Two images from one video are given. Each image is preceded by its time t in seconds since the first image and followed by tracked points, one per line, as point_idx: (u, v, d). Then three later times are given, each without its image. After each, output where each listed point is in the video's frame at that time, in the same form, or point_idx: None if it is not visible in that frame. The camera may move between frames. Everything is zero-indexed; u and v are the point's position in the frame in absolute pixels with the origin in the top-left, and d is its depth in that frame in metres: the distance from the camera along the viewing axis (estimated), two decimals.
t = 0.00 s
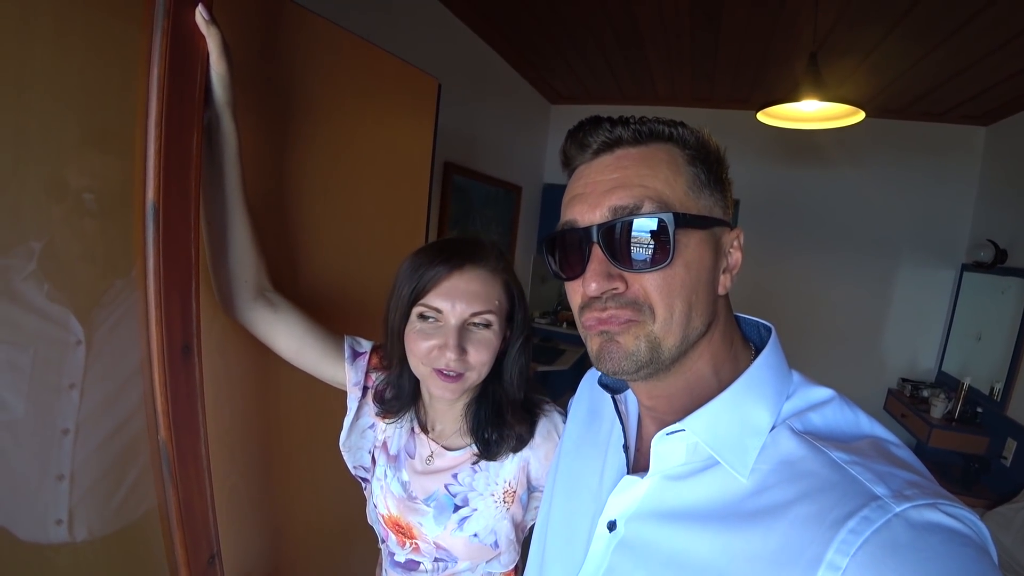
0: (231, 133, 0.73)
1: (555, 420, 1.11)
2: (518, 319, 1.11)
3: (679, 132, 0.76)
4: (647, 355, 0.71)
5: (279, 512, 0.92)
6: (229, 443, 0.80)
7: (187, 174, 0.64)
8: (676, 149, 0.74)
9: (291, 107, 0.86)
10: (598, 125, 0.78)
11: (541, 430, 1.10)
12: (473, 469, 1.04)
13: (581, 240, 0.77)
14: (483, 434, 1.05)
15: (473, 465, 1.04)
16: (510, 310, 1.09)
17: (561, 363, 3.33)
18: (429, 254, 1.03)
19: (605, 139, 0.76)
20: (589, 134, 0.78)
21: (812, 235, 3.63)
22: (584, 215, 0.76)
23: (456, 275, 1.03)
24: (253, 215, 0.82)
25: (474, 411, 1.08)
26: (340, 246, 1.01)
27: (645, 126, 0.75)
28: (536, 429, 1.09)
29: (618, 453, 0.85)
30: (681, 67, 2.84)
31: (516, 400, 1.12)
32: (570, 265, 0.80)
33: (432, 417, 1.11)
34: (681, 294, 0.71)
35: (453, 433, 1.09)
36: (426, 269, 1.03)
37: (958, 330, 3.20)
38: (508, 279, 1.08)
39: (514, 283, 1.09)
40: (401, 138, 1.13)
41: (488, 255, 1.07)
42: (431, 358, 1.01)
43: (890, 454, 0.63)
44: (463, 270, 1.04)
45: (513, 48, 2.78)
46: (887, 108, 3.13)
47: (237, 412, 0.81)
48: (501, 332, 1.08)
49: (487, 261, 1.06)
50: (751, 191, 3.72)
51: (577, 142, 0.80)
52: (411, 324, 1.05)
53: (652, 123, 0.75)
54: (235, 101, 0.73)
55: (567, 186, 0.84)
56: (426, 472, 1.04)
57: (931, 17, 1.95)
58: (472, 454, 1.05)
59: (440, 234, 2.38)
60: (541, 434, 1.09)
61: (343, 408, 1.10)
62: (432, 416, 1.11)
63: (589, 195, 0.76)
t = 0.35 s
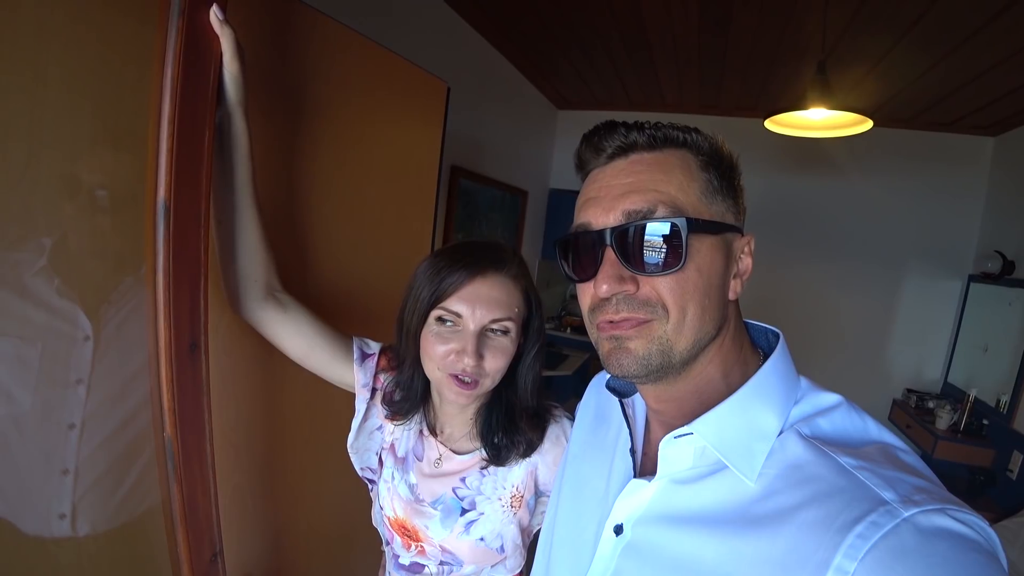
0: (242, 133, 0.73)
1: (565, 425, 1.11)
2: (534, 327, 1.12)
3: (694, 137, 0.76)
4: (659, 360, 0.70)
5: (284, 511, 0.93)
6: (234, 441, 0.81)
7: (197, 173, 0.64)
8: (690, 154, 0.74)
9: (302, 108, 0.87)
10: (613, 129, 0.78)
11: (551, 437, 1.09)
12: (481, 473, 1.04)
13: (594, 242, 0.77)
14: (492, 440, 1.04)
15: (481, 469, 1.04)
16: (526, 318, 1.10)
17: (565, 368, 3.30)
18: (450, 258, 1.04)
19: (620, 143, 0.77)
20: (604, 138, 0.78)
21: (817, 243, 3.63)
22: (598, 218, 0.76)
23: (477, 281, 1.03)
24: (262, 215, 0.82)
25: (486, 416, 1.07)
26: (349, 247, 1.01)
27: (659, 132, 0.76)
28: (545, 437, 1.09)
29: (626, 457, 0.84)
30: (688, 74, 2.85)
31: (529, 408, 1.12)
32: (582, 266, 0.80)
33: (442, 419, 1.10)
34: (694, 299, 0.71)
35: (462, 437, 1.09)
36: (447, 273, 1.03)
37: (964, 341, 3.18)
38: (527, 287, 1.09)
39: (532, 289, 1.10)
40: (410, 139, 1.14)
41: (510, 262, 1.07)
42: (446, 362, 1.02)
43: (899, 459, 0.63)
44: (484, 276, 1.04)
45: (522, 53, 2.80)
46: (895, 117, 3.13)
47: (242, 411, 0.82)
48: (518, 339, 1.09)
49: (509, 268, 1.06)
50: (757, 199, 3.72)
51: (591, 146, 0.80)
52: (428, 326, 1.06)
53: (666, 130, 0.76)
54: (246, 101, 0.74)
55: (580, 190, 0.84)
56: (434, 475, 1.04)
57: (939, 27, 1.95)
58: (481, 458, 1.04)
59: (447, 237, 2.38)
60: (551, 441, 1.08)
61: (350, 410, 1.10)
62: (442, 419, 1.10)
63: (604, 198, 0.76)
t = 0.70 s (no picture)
0: (245, 133, 0.73)
1: (569, 428, 1.11)
2: (539, 330, 1.12)
3: (700, 142, 0.76)
4: (667, 365, 0.70)
5: (286, 510, 0.93)
6: (236, 440, 0.81)
7: (200, 174, 0.64)
8: (696, 159, 0.74)
9: (306, 109, 0.87)
10: (619, 133, 0.77)
11: (555, 441, 1.09)
12: (484, 474, 1.04)
13: (601, 246, 0.76)
14: (496, 443, 1.04)
15: (484, 471, 1.04)
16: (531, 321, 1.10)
17: (567, 369, 3.28)
18: (457, 259, 1.04)
19: (626, 148, 0.76)
20: (610, 142, 0.78)
21: (821, 245, 3.61)
22: (604, 221, 0.76)
23: (483, 285, 1.03)
24: (265, 215, 0.82)
25: (490, 418, 1.08)
26: (353, 248, 1.01)
27: (665, 136, 0.75)
28: (549, 441, 1.09)
29: (630, 460, 0.84)
30: (693, 75, 2.84)
31: (534, 410, 1.12)
32: (588, 269, 0.80)
33: (446, 421, 1.11)
34: (701, 304, 0.71)
35: (467, 439, 1.09)
36: (453, 275, 1.03)
37: (969, 344, 3.16)
38: (532, 290, 1.09)
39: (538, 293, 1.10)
40: (414, 140, 1.14)
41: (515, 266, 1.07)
42: (452, 366, 1.02)
43: (905, 464, 0.62)
44: (489, 280, 1.04)
45: (526, 54, 2.80)
46: (900, 119, 3.11)
47: (245, 410, 0.82)
48: (523, 342, 1.09)
49: (514, 271, 1.06)
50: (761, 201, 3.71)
51: (597, 151, 0.80)
52: (433, 330, 1.06)
53: (672, 134, 0.75)
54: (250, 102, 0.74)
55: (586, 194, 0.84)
56: (438, 476, 1.04)
57: (946, 29, 1.94)
58: (485, 460, 1.05)
59: (450, 237, 2.38)
60: (555, 445, 1.08)
61: (353, 410, 1.10)
62: (445, 422, 1.11)
63: (611, 200, 0.76)
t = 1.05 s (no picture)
0: (243, 136, 0.73)
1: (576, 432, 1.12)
2: (547, 334, 1.12)
3: (707, 144, 0.74)
4: (676, 370, 0.70)
5: (290, 512, 0.93)
6: (240, 442, 0.81)
7: (198, 179, 0.64)
8: (703, 161, 0.73)
9: (305, 111, 0.86)
10: (626, 137, 0.77)
11: (562, 445, 1.09)
12: (490, 477, 1.03)
13: (608, 250, 0.76)
14: (502, 447, 1.04)
15: (490, 474, 1.03)
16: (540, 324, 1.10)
17: (573, 367, 3.29)
18: (464, 261, 1.04)
19: (633, 151, 0.75)
20: (617, 146, 0.77)
21: (829, 242, 3.58)
22: (612, 225, 0.75)
23: (492, 287, 1.03)
24: (266, 218, 0.81)
25: (497, 422, 1.07)
26: (355, 249, 1.01)
27: (673, 138, 0.74)
28: (556, 445, 1.09)
29: (636, 463, 0.83)
30: (698, 71, 2.82)
31: (541, 415, 1.12)
32: (595, 273, 0.79)
33: (451, 424, 1.10)
34: (709, 308, 0.70)
35: (472, 442, 1.09)
36: (460, 278, 1.02)
37: (980, 341, 3.13)
38: (540, 293, 1.08)
39: (545, 295, 1.10)
40: (415, 140, 1.13)
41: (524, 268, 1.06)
42: (459, 368, 1.01)
43: (913, 468, 0.61)
44: (498, 283, 1.03)
45: (530, 51, 2.78)
46: (909, 113, 3.07)
47: (248, 413, 0.82)
48: (531, 345, 1.08)
49: (522, 274, 1.06)
50: (768, 197, 3.68)
51: (604, 153, 0.79)
52: (441, 331, 1.05)
53: (680, 136, 0.74)
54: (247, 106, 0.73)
55: (592, 196, 0.83)
56: (443, 479, 1.03)
57: (955, 22, 1.91)
58: (491, 463, 1.04)
59: (455, 236, 2.38)
60: (561, 449, 1.08)
61: (357, 412, 1.09)
62: (450, 423, 1.10)
63: (619, 204, 0.75)
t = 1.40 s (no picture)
0: (239, 133, 0.72)
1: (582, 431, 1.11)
2: (552, 334, 1.11)
3: (716, 140, 0.73)
4: (686, 372, 0.69)
5: (293, 512, 0.92)
6: (240, 443, 0.80)
7: (193, 175, 0.62)
8: (711, 157, 0.72)
9: (302, 106, 0.85)
10: (632, 133, 0.75)
11: (568, 445, 1.09)
12: (495, 478, 1.03)
13: (616, 251, 0.74)
14: (508, 448, 1.03)
15: (495, 474, 1.03)
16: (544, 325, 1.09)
17: (575, 362, 3.30)
18: (466, 260, 1.02)
19: (640, 147, 0.74)
20: (623, 142, 0.76)
21: (832, 235, 3.56)
22: (619, 225, 0.74)
23: (495, 288, 1.01)
24: (264, 215, 0.80)
25: (502, 423, 1.07)
26: (355, 246, 0.99)
27: (681, 135, 0.73)
28: (563, 446, 1.08)
29: (641, 463, 0.82)
30: (700, 63, 2.79)
31: (547, 416, 1.11)
32: (603, 274, 0.78)
33: (455, 425, 1.09)
34: (719, 308, 0.68)
35: (476, 443, 1.08)
36: (463, 277, 1.01)
37: (984, 334, 3.11)
38: (544, 293, 1.07)
39: (550, 294, 1.08)
40: (415, 135, 1.11)
41: (528, 267, 1.04)
42: (461, 370, 1.01)
43: (924, 466, 0.60)
44: (501, 283, 1.02)
45: (530, 43, 2.75)
46: (914, 104, 3.05)
47: (248, 413, 0.81)
48: (535, 346, 1.07)
49: (526, 274, 1.04)
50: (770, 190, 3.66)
51: (610, 150, 0.77)
52: (443, 333, 1.04)
53: (688, 132, 0.73)
54: (243, 101, 0.72)
55: (599, 194, 0.81)
56: (448, 481, 1.03)
57: (961, 12, 1.89)
58: (497, 464, 1.04)
59: (456, 231, 2.37)
60: (568, 449, 1.08)
61: (359, 411, 1.09)
62: (455, 424, 1.10)
63: (626, 205, 0.73)
